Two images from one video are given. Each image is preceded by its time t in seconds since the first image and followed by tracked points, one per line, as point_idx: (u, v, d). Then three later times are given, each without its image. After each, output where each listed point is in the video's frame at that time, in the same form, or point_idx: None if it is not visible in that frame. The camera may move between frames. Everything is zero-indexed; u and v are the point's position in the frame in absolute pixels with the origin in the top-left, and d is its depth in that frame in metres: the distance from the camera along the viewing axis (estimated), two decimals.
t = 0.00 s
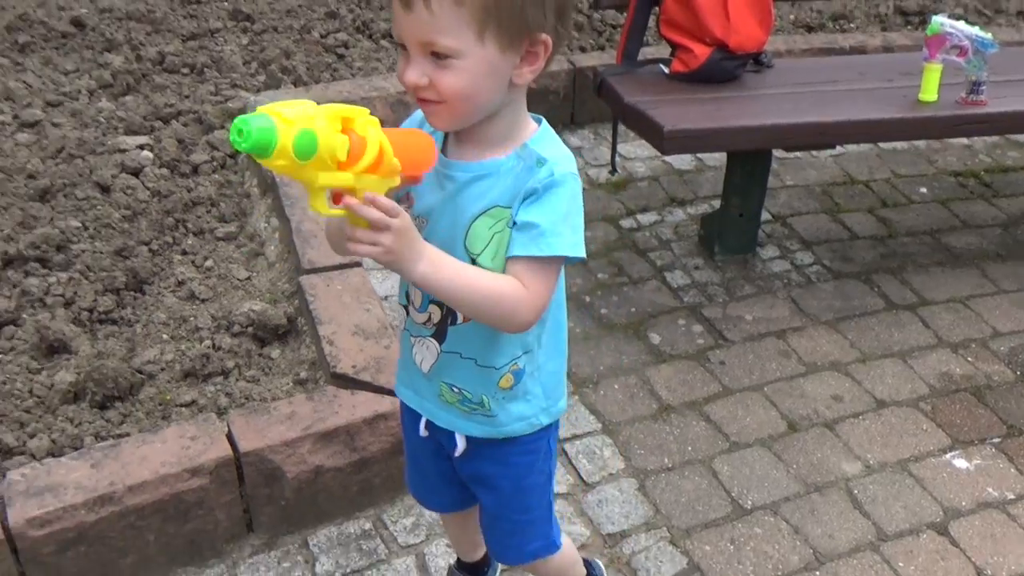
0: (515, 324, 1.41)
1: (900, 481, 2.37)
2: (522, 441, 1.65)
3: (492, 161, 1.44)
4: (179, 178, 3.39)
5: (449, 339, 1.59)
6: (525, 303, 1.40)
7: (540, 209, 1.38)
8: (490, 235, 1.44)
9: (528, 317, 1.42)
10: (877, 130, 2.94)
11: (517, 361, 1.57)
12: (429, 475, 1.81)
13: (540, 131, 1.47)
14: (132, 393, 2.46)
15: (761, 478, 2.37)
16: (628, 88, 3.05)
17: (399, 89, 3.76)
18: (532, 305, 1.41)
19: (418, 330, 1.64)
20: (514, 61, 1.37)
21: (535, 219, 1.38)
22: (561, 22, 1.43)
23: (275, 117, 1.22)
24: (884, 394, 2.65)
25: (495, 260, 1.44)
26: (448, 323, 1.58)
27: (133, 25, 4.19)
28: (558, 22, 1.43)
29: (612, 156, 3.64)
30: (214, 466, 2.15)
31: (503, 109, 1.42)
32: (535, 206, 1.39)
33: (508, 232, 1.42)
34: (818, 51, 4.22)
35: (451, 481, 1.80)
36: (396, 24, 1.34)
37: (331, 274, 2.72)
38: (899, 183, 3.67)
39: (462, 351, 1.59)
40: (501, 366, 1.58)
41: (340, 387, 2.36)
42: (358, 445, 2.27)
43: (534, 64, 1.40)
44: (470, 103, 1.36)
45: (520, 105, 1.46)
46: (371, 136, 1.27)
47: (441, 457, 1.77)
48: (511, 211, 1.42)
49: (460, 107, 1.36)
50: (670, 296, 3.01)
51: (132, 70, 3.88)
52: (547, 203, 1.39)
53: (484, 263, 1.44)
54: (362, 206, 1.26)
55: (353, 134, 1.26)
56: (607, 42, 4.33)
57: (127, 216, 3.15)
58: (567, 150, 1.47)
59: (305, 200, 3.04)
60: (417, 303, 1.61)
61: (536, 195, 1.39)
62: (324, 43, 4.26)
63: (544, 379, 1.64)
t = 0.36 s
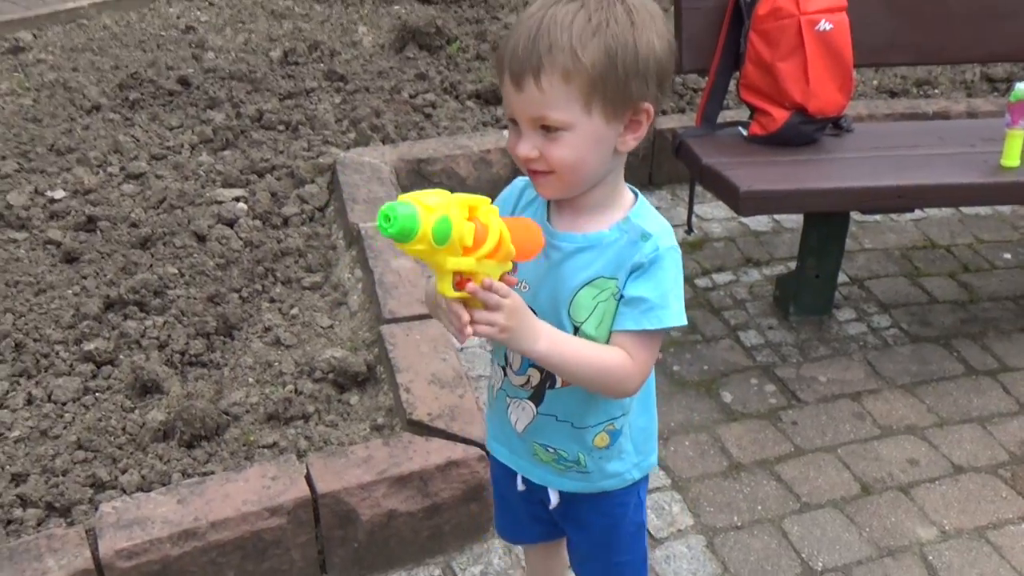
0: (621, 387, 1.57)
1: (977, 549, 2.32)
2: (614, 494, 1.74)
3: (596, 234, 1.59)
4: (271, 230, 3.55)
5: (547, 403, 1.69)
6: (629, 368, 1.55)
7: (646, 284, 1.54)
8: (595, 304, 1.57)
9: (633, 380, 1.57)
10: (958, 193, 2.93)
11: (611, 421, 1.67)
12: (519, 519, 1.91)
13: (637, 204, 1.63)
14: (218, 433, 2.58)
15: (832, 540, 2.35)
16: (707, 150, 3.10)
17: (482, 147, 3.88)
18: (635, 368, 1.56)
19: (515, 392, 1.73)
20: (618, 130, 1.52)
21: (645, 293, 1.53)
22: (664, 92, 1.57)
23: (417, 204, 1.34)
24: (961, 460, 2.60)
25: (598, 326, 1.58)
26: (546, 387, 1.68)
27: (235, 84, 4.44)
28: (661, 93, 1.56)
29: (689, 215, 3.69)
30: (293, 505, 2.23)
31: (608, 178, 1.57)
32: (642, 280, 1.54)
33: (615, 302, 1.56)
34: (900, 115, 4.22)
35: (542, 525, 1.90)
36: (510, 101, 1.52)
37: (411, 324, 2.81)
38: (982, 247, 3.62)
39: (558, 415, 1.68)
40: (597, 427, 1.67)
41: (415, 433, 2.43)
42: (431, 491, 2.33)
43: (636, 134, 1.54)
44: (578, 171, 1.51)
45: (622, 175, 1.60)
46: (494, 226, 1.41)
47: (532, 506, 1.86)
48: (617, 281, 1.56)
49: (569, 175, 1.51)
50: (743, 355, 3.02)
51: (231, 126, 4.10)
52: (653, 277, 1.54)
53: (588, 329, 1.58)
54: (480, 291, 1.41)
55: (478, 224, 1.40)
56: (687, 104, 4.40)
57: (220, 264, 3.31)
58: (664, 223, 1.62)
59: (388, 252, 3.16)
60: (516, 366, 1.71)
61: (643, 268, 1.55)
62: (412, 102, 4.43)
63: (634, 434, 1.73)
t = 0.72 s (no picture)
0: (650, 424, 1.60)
1: None
2: (624, 520, 1.75)
3: (638, 269, 1.61)
4: (285, 254, 3.58)
5: (566, 425, 1.69)
6: (657, 405, 1.58)
7: (683, 327, 1.57)
8: (629, 337, 1.60)
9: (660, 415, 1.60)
10: (972, 242, 2.94)
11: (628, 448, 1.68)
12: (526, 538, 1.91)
13: (680, 244, 1.66)
14: (225, 453, 2.58)
15: None
16: (723, 190, 3.12)
17: (498, 180, 3.91)
18: (663, 404, 1.59)
19: (536, 409, 1.73)
20: (680, 174, 1.57)
21: (681, 336, 1.56)
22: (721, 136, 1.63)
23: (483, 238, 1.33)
24: (969, 510, 2.59)
25: (630, 360, 1.61)
26: (568, 409, 1.68)
27: (256, 110, 4.49)
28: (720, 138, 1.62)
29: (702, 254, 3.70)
30: (297, 528, 2.22)
31: (661, 217, 1.61)
32: (680, 323, 1.57)
33: (649, 339, 1.59)
34: (915, 164, 4.24)
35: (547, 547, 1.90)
36: (576, 140, 1.55)
37: (421, 352, 2.82)
38: (994, 297, 3.62)
39: (576, 437, 1.69)
40: (614, 452, 1.68)
41: (423, 460, 2.43)
42: (435, 519, 2.33)
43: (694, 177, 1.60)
44: (640, 213, 1.56)
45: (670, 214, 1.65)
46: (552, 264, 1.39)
47: (540, 524, 1.87)
48: (654, 320, 1.59)
49: (630, 217, 1.56)
50: (753, 396, 3.02)
51: (251, 151, 4.15)
52: (691, 321, 1.57)
53: (620, 361, 1.61)
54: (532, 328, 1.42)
55: (537, 259, 1.39)
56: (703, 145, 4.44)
57: (235, 286, 3.34)
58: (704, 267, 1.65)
59: (401, 280, 3.17)
60: (541, 384, 1.71)
61: (681, 311, 1.57)
62: (431, 134, 4.47)
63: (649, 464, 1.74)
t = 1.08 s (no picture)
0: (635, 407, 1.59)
1: None
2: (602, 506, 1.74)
3: (630, 252, 1.59)
4: (274, 233, 3.56)
5: (547, 409, 1.68)
6: (643, 389, 1.57)
7: (672, 312, 1.56)
8: (617, 319, 1.58)
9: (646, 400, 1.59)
10: (961, 227, 2.94)
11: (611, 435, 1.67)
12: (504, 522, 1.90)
13: (670, 231, 1.65)
14: (211, 431, 2.57)
15: (821, 567, 2.34)
16: (715, 173, 3.11)
17: (488, 161, 3.89)
18: (650, 389, 1.58)
19: (518, 390, 1.72)
20: (682, 160, 1.56)
21: (671, 321, 1.56)
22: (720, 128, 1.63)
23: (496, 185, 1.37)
24: (953, 493, 2.60)
25: (617, 343, 1.59)
26: (551, 392, 1.67)
27: (245, 88, 4.46)
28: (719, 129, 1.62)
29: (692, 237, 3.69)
30: (282, 507, 2.22)
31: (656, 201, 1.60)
32: (670, 308, 1.56)
33: (638, 322, 1.57)
34: (906, 149, 4.23)
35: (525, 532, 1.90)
36: (582, 118, 1.53)
37: (409, 332, 2.81)
38: (982, 283, 3.62)
39: (557, 422, 1.68)
40: (595, 438, 1.68)
41: (409, 440, 2.43)
42: (421, 499, 2.32)
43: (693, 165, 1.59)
44: (640, 195, 1.54)
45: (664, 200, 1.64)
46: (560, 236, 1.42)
47: (518, 510, 1.86)
48: (643, 302, 1.57)
49: (630, 198, 1.54)
50: (740, 379, 3.02)
51: (240, 129, 4.12)
52: (681, 306, 1.57)
53: (607, 342, 1.59)
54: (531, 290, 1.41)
55: (546, 227, 1.42)
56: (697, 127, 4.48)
57: (222, 264, 3.32)
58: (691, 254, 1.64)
59: (390, 259, 3.16)
60: (525, 365, 1.70)
61: (672, 295, 1.56)
62: (421, 114, 4.45)
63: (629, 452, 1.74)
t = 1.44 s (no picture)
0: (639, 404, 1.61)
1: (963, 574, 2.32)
2: (603, 501, 1.75)
3: (620, 249, 1.59)
4: (272, 230, 3.56)
5: (544, 407, 1.69)
6: (645, 387, 1.59)
7: (665, 309, 1.56)
8: (609, 317, 1.58)
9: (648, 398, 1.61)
10: (957, 219, 2.94)
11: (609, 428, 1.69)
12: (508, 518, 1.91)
13: (661, 225, 1.64)
14: (209, 428, 2.58)
15: (819, 560, 2.35)
16: (711, 166, 3.11)
17: (485, 156, 3.89)
18: (650, 386, 1.60)
19: (514, 392, 1.73)
20: (669, 152, 1.56)
21: (664, 318, 1.56)
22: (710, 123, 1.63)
23: (434, 231, 1.40)
24: (950, 486, 2.60)
25: (611, 341, 1.60)
26: (547, 392, 1.68)
27: (243, 84, 4.46)
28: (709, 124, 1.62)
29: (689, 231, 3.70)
30: (280, 502, 2.22)
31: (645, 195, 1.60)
32: (664, 306, 1.56)
33: (630, 320, 1.58)
34: (904, 141, 4.23)
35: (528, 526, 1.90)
36: (570, 107, 1.53)
37: (406, 328, 2.81)
38: (980, 275, 3.62)
39: (555, 419, 1.69)
40: (594, 432, 1.69)
41: (406, 435, 2.43)
42: (419, 494, 2.33)
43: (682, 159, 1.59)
44: (626, 186, 1.54)
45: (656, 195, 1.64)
46: (523, 256, 1.46)
47: (520, 510, 1.87)
48: (635, 300, 1.57)
49: (615, 189, 1.54)
50: (737, 372, 3.03)
51: (238, 126, 4.12)
52: (673, 304, 1.56)
53: (601, 341, 1.59)
54: (505, 311, 1.45)
55: (505, 252, 1.45)
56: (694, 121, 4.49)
57: (220, 261, 3.32)
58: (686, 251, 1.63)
59: (387, 255, 3.16)
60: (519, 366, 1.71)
61: (664, 293, 1.56)
62: (419, 109, 4.44)
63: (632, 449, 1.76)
